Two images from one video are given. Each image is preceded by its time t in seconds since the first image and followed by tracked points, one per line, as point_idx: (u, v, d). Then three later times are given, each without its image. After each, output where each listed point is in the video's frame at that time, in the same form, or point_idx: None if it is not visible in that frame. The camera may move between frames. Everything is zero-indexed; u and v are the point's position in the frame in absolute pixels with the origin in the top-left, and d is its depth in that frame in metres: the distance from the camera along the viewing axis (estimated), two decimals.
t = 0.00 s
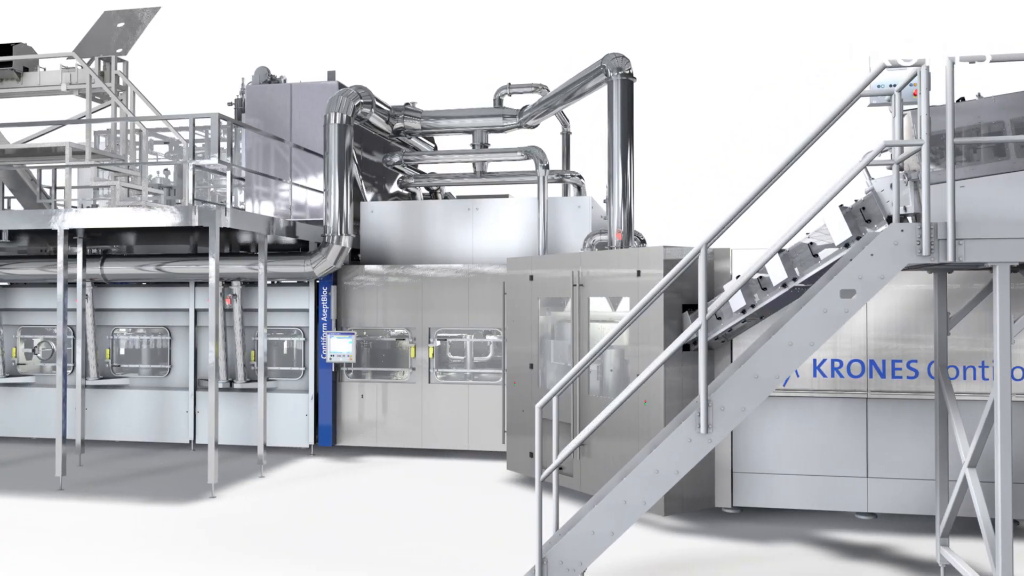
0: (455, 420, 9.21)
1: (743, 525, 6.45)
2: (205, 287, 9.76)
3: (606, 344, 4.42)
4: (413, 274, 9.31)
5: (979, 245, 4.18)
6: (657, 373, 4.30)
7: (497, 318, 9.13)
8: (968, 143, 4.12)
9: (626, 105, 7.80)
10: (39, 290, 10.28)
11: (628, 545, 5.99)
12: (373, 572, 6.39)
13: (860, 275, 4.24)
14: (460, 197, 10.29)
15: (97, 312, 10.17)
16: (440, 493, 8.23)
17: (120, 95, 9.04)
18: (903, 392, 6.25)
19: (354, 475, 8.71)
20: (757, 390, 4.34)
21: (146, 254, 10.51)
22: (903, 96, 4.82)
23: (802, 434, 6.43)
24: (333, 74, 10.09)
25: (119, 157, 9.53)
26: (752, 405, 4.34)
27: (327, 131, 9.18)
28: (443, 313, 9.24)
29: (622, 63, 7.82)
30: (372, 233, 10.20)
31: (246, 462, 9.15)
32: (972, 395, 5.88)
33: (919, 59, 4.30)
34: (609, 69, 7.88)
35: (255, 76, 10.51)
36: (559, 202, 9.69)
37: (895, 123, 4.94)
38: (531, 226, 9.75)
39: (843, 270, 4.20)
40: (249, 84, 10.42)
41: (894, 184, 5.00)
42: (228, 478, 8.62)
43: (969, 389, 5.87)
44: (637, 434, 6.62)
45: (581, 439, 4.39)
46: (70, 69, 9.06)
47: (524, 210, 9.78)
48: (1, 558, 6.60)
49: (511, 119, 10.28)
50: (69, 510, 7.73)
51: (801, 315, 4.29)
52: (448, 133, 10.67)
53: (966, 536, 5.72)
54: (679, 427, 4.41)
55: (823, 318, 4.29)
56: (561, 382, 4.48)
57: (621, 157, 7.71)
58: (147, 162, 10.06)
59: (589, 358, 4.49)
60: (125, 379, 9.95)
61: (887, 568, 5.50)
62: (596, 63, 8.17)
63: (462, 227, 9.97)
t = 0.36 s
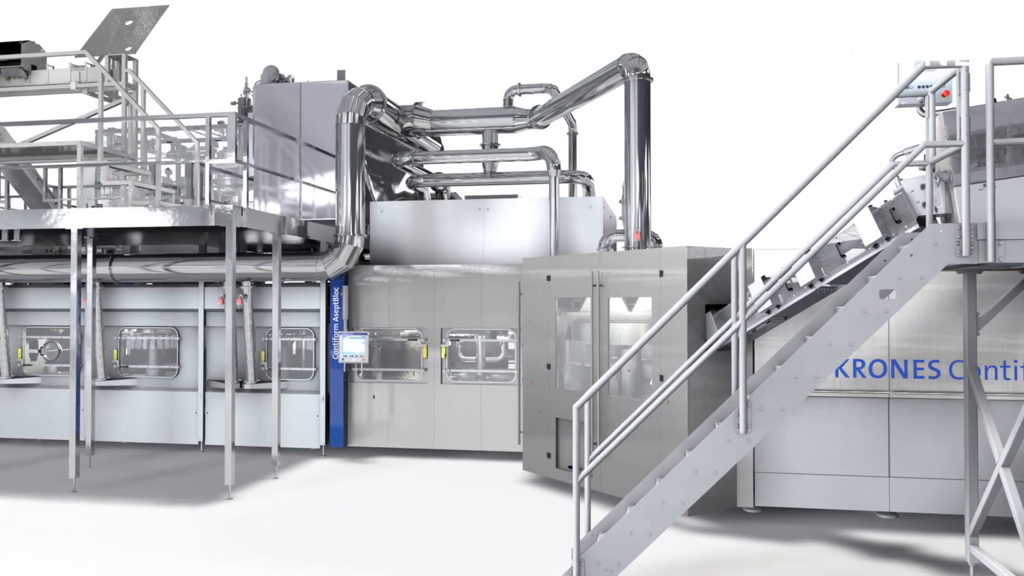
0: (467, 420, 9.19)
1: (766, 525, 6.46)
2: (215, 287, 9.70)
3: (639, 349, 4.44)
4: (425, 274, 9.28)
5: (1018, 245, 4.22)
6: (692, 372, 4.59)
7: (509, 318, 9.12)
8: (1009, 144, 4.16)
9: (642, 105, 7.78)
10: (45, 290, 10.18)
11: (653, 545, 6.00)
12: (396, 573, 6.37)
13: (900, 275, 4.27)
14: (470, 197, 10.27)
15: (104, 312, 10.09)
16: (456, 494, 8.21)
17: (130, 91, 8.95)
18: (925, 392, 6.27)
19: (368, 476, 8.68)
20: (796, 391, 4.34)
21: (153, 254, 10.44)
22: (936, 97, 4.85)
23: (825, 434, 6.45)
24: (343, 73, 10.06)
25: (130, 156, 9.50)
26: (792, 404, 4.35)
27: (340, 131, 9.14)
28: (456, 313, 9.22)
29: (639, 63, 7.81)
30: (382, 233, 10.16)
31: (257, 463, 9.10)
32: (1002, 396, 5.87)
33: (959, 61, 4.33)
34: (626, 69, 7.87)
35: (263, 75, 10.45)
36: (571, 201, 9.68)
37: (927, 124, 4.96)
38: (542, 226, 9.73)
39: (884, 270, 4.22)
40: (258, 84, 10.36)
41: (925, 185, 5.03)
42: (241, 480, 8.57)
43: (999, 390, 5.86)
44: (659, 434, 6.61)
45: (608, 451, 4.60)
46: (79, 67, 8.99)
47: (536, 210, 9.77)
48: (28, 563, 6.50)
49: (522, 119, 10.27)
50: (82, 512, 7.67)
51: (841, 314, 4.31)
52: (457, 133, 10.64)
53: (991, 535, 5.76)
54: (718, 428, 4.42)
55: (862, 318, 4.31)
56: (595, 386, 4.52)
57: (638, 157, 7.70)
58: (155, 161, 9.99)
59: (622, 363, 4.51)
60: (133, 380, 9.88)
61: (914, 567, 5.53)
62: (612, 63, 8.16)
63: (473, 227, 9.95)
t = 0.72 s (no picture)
0: (480, 422, 9.14)
1: (791, 525, 6.45)
2: (224, 287, 9.62)
3: (664, 362, 4.45)
4: (438, 273, 9.25)
5: None
6: (724, 383, 4.40)
7: (522, 318, 9.09)
8: None
9: (660, 105, 7.77)
10: (51, 290, 10.05)
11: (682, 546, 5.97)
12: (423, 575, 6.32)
13: (942, 275, 4.28)
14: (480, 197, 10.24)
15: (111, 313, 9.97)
16: (476, 496, 8.15)
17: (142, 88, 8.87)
18: (948, 392, 6.29)
19: (381, 478, 8.62)
20: (839, 391, 4.34)
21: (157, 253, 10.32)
22: (971, 99, 4.86)
23: (848, 434, 6.46)
24: (354, 72, 10.00)
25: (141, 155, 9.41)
26: (834, 405, 4.34)
27: (353, 130, 9.09)
28: (469, 313, 9.18)
29: (657, 63, 7.79)
30: (391, 233, 10.09)
31: (269, 464, 9.02)
32: None
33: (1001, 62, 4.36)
34: (643, 69, 7.85)
35: (271, 74, 10.37)
36: (582, 201, 9.67)
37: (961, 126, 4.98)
38: (553, 226, 9.71)
39: (928, 270, 4.23)
40: (266, 83, 10.29)
41: (958, 185, 5.05)
42: (255, 482, 8.48)
43: None
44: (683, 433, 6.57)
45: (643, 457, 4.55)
46: (88, 65, 8.90)
47: (547, 210, 9.74)
48: (30, 563, 6.44)
49: (532, 119, 10.25)
50: (97, 515, 7.56)
51: (882, 314, 4.31)
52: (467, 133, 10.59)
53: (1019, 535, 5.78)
54: (759, 428, 4.41)
55: (904, 319, 4.31)
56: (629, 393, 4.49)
57: (656, 157, 7.69)
58: (163, 160, 9.92)
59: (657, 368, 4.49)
60: (140, 381, 9.77)
61: (945, 567, 5.54)
62: (629, 62, 8.15)
63: (483, 226, 9.92)
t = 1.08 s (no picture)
0: (494, 423, 9.09)
1: (817, 525, 6.46)
2: (233, 288, 9.52)
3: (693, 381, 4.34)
4: (451, 273, 9.21)
5: None
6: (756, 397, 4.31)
7: (536, 319, 9.04)
8: None
9: (680, 105, 7.75)
10: (56, 290, 9.89)
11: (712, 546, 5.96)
12: None
13: (988, 275, 4.29)
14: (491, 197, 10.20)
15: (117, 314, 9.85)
16: (493, 498, 8.10)
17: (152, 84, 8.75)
18: (973, 392, 6.31)
19: (396, 480, 8.56)
20: (884, 391, 4.33)
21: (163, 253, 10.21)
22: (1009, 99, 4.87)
23: (873, 434, 6.47)
24: (364, 71, 9.93)
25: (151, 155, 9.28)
26: (880, 405, 4.34)
27: (367, 129, 9.03)
28: (483, 314, 9.14)
29: (675, 63, 7.78)
30: (402, 233, 10.03)
31: (281, 466, 8.92)
32: None
33: None
34: (662, 69, 7.82)
35: (280, 72, 10.28)
36: (594, 201, 9.65)
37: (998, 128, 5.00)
38: (566, 226, 9.69)
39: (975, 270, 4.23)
40: (275, 81, 10.20)
41: (994, 186, 5.07)
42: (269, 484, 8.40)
43: None
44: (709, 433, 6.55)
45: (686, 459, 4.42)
46: (97, 62, 8.78)
47: (559, 210, 9.72)
48: (40, 565, 6.36)
49: (543, 119, 10.22)
50: (112, 518, 7.46)
51: (928, 314, 4.31)
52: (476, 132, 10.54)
53: None
54: (805, 429, 4.40)
55: (949, 318, 4.31)
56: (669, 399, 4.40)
57: (676, 157, 7.68)
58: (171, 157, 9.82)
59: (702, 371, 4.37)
60: (148, 383, 9.66)
61: (976, 567, 5.56)
62: (647, 62, 8.13)
63: (495, 226, 9.89)
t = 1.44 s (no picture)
0: (508, 424, 9.06)
1: (845, 525, 6.46)
2: (243, 288, 9.40)
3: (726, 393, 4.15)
4: (464, 273, 9.15)
5: None
6: (791, 413, 4.15)
7: (550, 320, 9.00)
8: None
9: (700, 105, 7.74)
10: (60, 290, 9.70)
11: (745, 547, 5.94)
12: None
13: None
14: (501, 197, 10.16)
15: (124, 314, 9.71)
16: (512, 499, 8.05)
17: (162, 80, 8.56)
18: (999, 392, 6.34)
19: (413, 481, 8.48)
20: (934, 392, 4.32)
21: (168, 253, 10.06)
22: None
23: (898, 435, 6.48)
24: (374, 69, 9.86)
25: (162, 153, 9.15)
26: (929, 406, 4.33)
27: (381, 129, 8.95)
28: (496, 314, 9.08)
29: (695, 63, 7.75)
30: (413, 233, 9.97)
31: (294, 468, 8.81)
32: None
33: None
34: (682, 69, 7.81)
35: (288, 70, 10.18)
36: (606, 201, 9.65)
37: None
38: (578, 226, 9.66)
39: None
40: (283, 79, 10.09)
41: None
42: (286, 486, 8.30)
43: None
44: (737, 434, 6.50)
45: (740, 457, 4.24)
46: (107, 59, 8.65)
47: (572, 211, 9.69)
48: (66, 570, 6.21)
49: (554, 118, 10.18)
50: (130, 521, 7.33)
51: (978, 315, 4.31)
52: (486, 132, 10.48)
53: None
54: (854, 430, 4.39)
55: (999, 320, 4.31)
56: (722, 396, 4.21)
57: (696, 157, 7.66)
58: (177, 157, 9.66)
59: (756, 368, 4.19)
60: (155, 384, 9.52)
61: (1010, 567, 5.58)
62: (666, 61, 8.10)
63: (507, 226, 9.85)
